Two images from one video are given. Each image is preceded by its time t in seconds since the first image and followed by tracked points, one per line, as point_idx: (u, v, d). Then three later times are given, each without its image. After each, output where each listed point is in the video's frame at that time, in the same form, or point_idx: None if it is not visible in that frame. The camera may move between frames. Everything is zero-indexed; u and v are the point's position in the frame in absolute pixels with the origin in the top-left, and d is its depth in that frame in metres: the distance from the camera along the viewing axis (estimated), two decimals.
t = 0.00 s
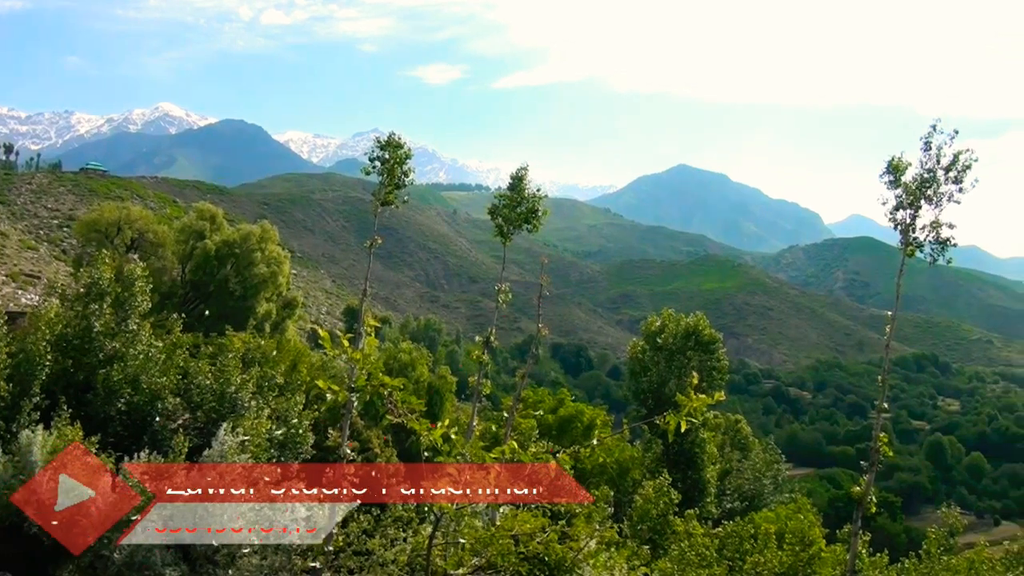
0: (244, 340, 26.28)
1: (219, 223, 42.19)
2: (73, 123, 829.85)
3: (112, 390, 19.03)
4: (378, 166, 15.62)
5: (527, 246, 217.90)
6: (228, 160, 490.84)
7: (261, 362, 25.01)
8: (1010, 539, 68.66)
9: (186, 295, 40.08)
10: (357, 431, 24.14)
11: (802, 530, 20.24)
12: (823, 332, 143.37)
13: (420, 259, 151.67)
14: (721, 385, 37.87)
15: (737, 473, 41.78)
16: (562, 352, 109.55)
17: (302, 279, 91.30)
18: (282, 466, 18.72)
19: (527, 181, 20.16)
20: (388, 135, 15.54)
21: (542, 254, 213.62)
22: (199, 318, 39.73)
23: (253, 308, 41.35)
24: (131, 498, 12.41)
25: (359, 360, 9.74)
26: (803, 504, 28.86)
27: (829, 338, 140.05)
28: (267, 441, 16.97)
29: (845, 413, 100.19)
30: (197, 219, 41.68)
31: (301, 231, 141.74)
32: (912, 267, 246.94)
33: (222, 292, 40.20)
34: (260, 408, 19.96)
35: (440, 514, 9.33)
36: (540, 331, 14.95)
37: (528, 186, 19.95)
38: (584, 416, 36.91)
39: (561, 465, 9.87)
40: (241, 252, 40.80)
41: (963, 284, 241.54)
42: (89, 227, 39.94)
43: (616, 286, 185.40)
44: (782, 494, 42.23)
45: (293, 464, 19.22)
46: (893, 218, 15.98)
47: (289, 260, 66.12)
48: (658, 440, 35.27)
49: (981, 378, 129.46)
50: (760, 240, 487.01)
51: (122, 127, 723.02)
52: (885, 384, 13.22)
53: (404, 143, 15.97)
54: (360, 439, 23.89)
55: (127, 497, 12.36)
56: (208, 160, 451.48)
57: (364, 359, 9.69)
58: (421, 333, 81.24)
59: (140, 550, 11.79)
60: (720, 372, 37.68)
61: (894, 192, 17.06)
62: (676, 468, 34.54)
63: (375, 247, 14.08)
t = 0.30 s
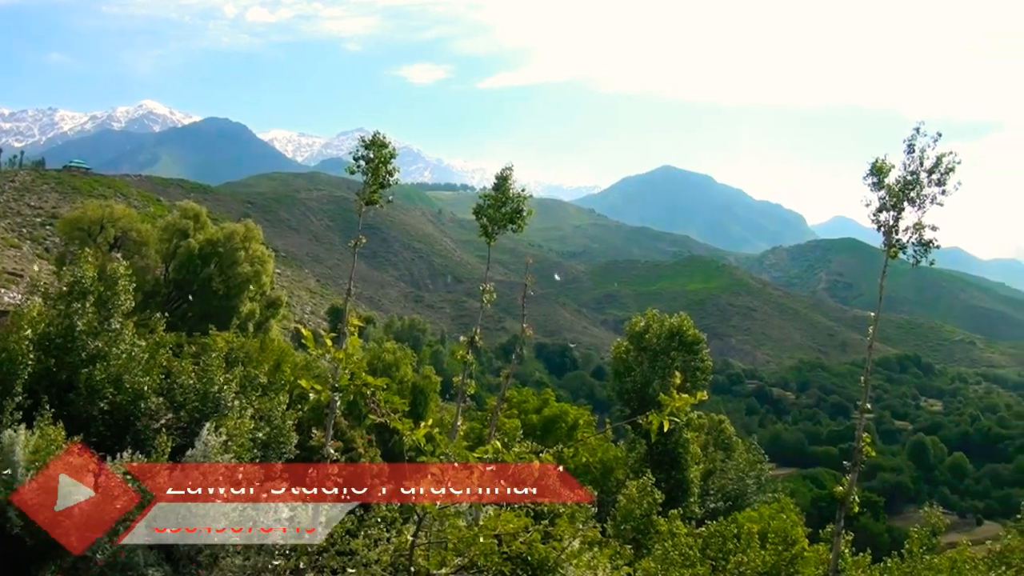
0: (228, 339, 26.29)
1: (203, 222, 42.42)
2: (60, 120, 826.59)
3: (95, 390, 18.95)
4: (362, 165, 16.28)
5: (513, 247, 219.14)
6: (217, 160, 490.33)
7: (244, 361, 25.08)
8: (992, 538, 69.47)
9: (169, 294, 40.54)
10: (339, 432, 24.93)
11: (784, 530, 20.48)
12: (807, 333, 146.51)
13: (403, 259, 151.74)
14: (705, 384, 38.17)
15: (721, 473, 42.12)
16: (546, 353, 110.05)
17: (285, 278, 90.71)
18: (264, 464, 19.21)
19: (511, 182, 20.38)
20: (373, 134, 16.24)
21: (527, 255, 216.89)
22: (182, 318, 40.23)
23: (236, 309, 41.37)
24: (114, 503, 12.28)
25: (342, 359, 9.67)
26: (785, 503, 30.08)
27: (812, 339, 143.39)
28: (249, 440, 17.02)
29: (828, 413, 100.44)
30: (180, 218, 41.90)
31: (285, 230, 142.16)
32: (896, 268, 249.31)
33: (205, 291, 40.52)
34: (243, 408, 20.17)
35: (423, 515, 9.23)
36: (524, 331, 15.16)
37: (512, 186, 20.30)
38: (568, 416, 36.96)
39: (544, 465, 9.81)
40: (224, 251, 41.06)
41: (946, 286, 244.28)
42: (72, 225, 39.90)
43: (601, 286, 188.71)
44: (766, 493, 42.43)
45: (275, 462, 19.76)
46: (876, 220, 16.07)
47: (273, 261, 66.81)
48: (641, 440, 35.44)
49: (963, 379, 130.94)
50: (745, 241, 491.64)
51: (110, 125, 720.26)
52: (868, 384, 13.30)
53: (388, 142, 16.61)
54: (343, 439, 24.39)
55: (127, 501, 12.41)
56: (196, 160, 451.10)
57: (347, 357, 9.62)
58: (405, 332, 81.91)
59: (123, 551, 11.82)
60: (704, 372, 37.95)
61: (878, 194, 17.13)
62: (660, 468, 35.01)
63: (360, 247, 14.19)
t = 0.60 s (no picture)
0: (211, 337, 26.58)
1: (186, 219, 43.78)
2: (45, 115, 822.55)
3: (77, 388, 18.76)
4: (346, 163, 16.31)
5: (497, 245, 220.76)
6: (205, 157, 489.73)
7: (227, 360, 25.24)
8: (973, 534, 70.47)
9: (152, 291, 41.83)
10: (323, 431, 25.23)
11: (767, 527, 20.73)
12: (789, 332, 151.13)
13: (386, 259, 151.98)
14: (688, 382, 38.46)
15: (704, 471, 42.31)
16: (530, 351, 113.42)
17: (268, 275, 90.98)
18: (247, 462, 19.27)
19: (494, 179, 20.39)
20: (357, 131, 16.16)
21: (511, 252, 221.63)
22: (165, 315, 41.67)
23: (220, 305, 43.19)
24: (97, 497, 12.39)
25: (324, 356, 9.64)
26: (770, 499, 30.73)
27: (794, 337, 148.28)
28: (232, 438, 17.02)
29: (810, 410, 104.24)
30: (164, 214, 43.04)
31: (268, 228, 143.24)
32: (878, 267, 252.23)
33: (188, 288, 41.99)
34: (226, 406, 20.30)
35: (406, 513, 9.18)
36: (508, 330, 15.18)
37: (497, 184, 20.30)
38: (552, 414, 37.13)
39: (528, 463, 9.81)
40: (208, 248, 42.49)
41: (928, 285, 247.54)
42: (54, 221, 39.70)
43: (585, 285, 194.72)
44: (749, 491, 42.71)
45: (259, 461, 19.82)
46: (859, 219, 16.09)
47: (257, 260, 67.50)
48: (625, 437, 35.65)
49: (945, 377, 132.73)
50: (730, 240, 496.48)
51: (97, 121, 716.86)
52: (851, 382, 13.38)
53: (373, 139, 16.57)
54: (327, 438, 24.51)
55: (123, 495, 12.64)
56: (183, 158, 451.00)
57: (329, 354, 9.59)
58: (389, 330, 83.79)
59: (104, 550, 11.94)
60: (688, 370, 38.17)
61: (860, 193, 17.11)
62: (643, 465, 35.40)
63: (343, 243, 14.28)
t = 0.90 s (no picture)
0: (191, 333, 26.64)
1: (167, 215, 43.92)
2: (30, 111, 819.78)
3: (57, 387, 18.89)
4: (328, 159, 16.27)
5: (480, 243, 223.73)
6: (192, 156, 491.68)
7: (208, 356, 25.35)
8: (953, 529, 71.27)
9: (132, 288, 41.60)
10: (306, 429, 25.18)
11: (747, 522, 20.95)
12: (771, 328, 156.61)
13: (368, 255, 155.32)
14: (671, 377, 38.64)
15: (687, 467, 42.64)
16: (513, 348, 114.66)
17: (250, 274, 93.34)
18: (228, 459, 19.20)
19: (477, 176, 20.40)
20: (339, 128, 16.13)
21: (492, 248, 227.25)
22: (146, 312, 41.51)
23: (202, 302, 43.30)
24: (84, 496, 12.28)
25: (304, 354, 9.62)
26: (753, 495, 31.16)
27: (776, 333, 153.75)
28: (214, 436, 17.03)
29: (792, 405, 105.56)
30: (144, 210, 43.30)
31: (249, 223, 146.35)
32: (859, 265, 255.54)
33: (170, 285, 42.08)
34: (207, 404, 20.08)
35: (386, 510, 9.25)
36: (490, 326, 15.25)
37: (479, 181, 20.31)
38: (534, 411, 37.90)
39: (510, 458, 9.84)
40: (189, 245, 42.70)
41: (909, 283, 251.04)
42: (34, 218, 40.59)
43: (566, 281, 200.99)
44: (731, 487, 42.98)
45: (241, 459, 19.68)
46: (841, 216, 16.15)
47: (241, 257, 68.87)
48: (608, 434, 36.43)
49: (925, 372, 134.47)
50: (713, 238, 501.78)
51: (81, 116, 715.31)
52: (831, 378, 13.42)
53: (355, 135, 16.54)
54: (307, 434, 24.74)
55: (132, 498, 12.59)
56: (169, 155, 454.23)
57: (310, 352, 9.61)
58: (371, 327, 86.11)
59: (87, 549, 11.83)
60: (670, 366, 38.37)
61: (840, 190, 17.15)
62: (625, 460, 35.77)
63: (327, 240, 14.20)
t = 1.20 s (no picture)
0: (168, 332, 26.42)
1: (144, 211, 44.91)
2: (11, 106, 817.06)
3: (33, 383, 18.56)
4: (306, 155, 16.31)
5: (460, 240, 228.78)
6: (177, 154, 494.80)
7: (185, 354, 25.16)
8: (930, 522, 72.19)
9: (109, 285, 41.75)
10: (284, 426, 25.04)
11: (728, 517, 21.28)
12: (750, 325, 162.17)
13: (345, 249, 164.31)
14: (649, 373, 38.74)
15: (665, 462, 43.02)
16: (492, 344, 116.17)
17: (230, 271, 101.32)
18: (207, 457, 19.26)
19: (455, 172, 20.43)
20: (317, 123, 16.15)
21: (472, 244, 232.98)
22: (123, 308, 41.63)
23: (179, 299, 43.28)
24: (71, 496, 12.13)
25: (281, 351, 9.58)
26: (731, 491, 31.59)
27: (754, 330, 159.24)
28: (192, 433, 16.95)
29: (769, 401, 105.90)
30: (121, 207, 44.20)
31: (227, 219, 154.75)
32: (837, 262, 259.20)
33: (146, 281, 42.13)
34: (185, 400, 19.88)
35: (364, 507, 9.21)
36: (468, 322, 15.28)
37: (457, 177, 20.34)
38: (513, 407, 38.35)
39: (489, 454, 9.85)
40: (166, 241, 43.09)
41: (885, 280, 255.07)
42: (8, 214, 40.09)
43: (544, 279, 206.58)
44: (710, 482, 43.31)
45: (219, 456, 19.73)
46: (818, 213, 16.16)
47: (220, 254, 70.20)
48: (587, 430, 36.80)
49: (901, 368, 136.64)
50: (694, 234, 508.76)
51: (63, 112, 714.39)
52: (808, 373, 13.51)
53: (333, 131, 16.65)
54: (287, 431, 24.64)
55: (113, 494, 12.51)
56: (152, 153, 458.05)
57: (287, 350, 9.57)
58: (351, 324, 88.74)
59: (64, 548, 11.69)
60: (648, 361, 38.67)
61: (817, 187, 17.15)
62: (604, 456, 36.08)
63: (305, 236, 14.60)
